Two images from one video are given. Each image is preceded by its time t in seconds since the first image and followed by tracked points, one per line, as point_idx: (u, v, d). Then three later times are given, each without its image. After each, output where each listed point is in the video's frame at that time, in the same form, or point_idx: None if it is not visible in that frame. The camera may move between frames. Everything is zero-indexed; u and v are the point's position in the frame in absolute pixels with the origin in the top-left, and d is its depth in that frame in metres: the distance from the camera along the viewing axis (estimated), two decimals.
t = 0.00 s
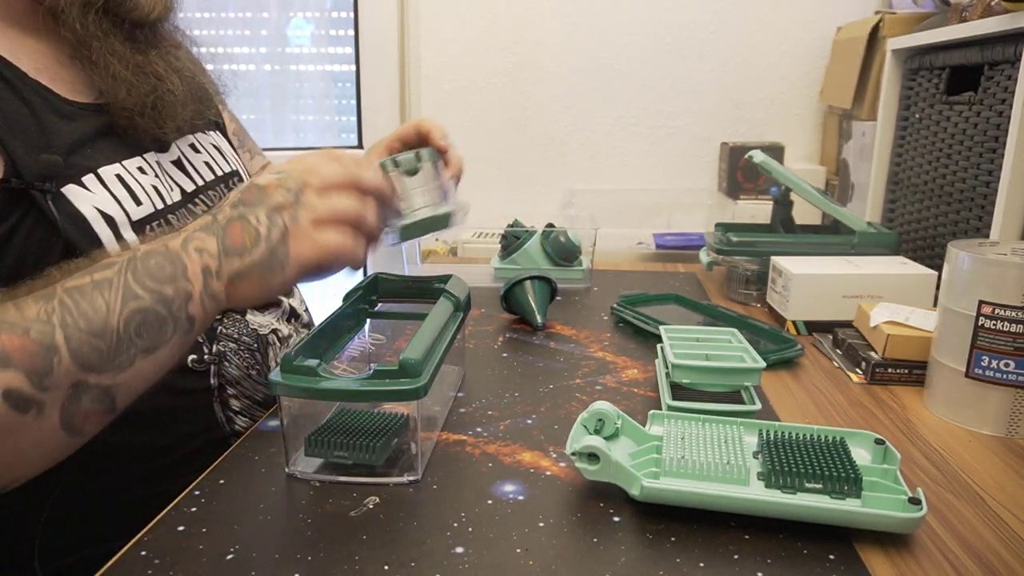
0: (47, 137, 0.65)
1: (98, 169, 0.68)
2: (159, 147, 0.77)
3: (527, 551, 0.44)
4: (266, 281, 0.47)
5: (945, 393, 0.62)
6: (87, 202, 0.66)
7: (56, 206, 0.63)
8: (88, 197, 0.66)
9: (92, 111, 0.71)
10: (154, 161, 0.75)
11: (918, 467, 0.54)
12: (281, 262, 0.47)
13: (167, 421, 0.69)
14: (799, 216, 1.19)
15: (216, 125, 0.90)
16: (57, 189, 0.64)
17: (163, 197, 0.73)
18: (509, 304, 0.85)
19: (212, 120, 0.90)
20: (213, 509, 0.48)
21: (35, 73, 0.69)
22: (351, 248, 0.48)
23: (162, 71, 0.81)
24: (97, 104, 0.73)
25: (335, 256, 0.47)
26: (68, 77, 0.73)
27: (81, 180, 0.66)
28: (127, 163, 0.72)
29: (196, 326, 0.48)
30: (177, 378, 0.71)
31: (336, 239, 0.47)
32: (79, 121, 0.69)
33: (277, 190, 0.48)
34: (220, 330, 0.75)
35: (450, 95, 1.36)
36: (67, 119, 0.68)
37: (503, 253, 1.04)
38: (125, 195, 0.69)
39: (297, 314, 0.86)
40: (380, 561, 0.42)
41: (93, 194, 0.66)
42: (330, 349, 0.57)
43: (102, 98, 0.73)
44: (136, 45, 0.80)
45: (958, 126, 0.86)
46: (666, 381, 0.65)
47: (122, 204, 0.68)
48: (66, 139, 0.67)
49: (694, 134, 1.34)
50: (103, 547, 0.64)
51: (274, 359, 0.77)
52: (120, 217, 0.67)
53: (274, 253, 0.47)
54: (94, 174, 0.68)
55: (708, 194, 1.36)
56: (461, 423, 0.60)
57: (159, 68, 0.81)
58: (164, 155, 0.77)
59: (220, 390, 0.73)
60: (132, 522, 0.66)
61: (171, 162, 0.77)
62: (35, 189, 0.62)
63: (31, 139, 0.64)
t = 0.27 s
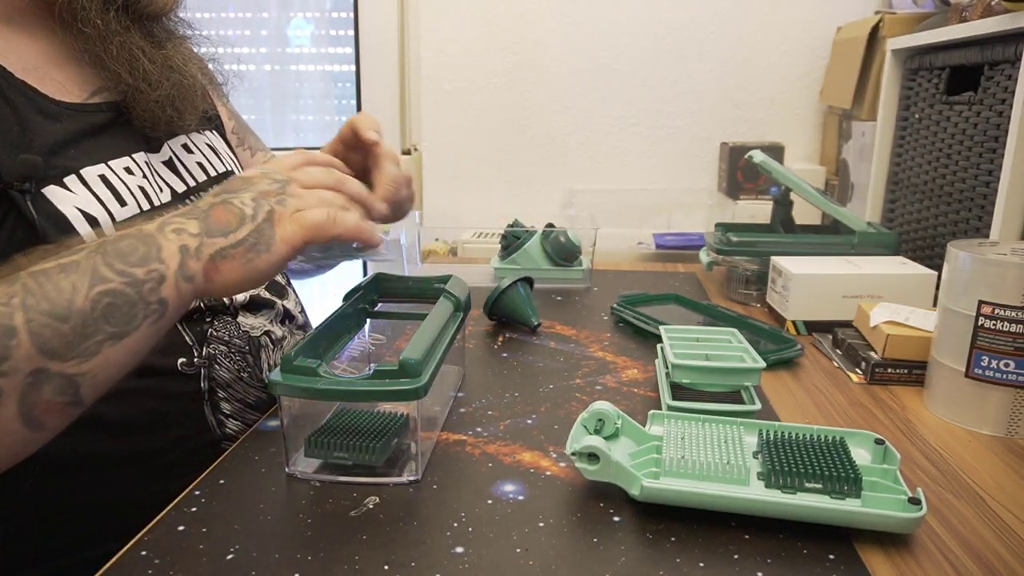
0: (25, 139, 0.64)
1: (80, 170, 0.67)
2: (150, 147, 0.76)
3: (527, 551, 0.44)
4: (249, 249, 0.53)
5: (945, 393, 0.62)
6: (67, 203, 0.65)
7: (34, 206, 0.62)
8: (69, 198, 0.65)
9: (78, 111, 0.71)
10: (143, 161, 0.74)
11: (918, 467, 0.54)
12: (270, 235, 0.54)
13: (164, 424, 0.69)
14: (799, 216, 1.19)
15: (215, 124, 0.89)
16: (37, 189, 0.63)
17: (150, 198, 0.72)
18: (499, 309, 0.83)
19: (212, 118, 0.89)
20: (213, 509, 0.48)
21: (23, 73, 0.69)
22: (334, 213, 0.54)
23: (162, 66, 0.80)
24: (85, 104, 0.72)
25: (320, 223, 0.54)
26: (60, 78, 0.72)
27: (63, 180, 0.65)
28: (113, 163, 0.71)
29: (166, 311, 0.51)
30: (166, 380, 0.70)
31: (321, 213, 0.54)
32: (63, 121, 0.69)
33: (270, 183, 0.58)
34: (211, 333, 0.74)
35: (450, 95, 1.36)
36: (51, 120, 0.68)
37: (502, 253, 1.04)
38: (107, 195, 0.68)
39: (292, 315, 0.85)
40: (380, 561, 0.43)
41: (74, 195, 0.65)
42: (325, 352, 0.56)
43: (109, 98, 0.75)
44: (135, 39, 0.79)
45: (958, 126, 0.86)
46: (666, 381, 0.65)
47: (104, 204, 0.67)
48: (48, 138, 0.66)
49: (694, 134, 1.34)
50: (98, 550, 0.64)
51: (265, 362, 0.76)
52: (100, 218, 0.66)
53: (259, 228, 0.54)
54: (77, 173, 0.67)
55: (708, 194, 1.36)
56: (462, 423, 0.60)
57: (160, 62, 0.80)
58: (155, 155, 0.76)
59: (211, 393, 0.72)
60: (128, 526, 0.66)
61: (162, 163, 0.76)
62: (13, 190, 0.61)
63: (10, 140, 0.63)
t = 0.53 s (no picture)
0: (16, 148, 0.64)
1: (74, 176, 0.67)
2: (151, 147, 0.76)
3: (527, 551, 0.44)
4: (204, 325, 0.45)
5: (945, 393, 0.62)
6: (59, 210, 0.64)
7: (25, 216, 0.62)
8: (62, 205, 0.64)
9: (74, 114, 0.70)
10: (140, 163, 0.73)
11: (918, 467, 0.54)
12: (221, 306, 0.44)
13: (165, 426, 0.69)
14: (799, 216, 1.19)
15: (218, 123, 0.89)
16: (27, 199, 0.63)
17: (146, 201, 0.71)
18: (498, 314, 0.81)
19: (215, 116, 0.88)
20: (213, 509, 0.48)
21: (18, 77, 0.69)
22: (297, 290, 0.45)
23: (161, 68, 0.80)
24: (81, 107, 0.71)
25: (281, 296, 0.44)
26: (59, 82, 0.72)
27: (55, 188, 0.65)
28: (107, 167, 0.70)
29: (117, 374, 0.46)
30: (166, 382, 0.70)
31: (278, 285, 0.44)
32: (57, 125, 0.68)
33: (218, 226, 0.46)
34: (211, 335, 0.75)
35: (450, 95, 1.36)
36: (43, 125, 0.67)
37: (502, 253, 1.04)
38: (101, 201, 0.67)
39: (294, 318, 0.85)
40: (380, 561, 0.42)
41: (66, 201, 0.65)
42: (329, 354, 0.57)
43: (105, 100, 0.74)
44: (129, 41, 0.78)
45: (958, 126, 0.86)
46: (666, 381, 0.65)
47: (97, 210, 0.66)
48: (40, 144, 0.66)
49: (694, 134, 1.34)
50: (97, 553, 0.64)
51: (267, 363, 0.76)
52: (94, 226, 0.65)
53: (208, 299, 0.44)
54: (69, 180, 0.66)
55: (708, 194, 1.36)
56: (462, 423, 0.60)
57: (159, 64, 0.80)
58: (155, 156, 0.75)
59: (213, 396, 0.72)
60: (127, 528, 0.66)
61: (163, 163, 0.75)
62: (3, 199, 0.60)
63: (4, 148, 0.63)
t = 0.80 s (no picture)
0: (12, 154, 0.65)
1: (69, 181, 0.66)
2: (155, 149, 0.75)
3: (527, 552, 0.44)
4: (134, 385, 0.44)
5: (945, 393, 0.62)
6: (53, 216, 0.64)
7: (18, 223, 0.62)
8: (58, 211, 0.64)
9: (75, 117, 0.70)
10: (140, 166, 0.72)
11: (919, 468, 0.54)
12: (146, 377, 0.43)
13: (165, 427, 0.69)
14: (799, 216, 1.19)
15: (223, 127, 0.89)
16: (22, 206, 0.63)
17: (146, 204, 0.70)
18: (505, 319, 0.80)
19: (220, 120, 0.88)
20: (213, 509, 0.48)
21: (18, 80, 0.68)
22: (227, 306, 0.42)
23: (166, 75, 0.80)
24: (81, 109, 0.71)
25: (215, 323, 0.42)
26: (62, 85, 0.72)
27: (50, 194, 0.65)
28: (105, 171, 0.69)
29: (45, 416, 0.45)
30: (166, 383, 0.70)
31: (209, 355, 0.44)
32: (56, 129, 0.68)
33: (75, 314, 0.41)
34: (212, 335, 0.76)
35: (450, 95, 1.36)
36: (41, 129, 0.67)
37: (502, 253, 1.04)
38: (96, 205, 0.66)
39: (298, 321, 0.86)
40: (379, 561, 0.42)
41: (62, 207, 0.64)
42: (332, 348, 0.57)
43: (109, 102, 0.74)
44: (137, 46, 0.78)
45: (958, 126, 0.86)
46: (666, 381, 0.65)
47: (93, 216, 0.66)
48: (35, 150, 0.66)
49: (694, 134, 1.34)
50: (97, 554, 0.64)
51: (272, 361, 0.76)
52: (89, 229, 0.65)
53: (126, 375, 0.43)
54: (65, 185, 0.66)
55: (708, 194, 1.36)
56: (462, 423, 0.60)
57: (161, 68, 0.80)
58: (157, 159, 0.75)
59: (215, 397, 0.73)
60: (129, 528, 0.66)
61: (165, 165, 0.75)
62: None
63: None
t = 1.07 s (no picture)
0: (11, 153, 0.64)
1: (69, 179, 0.66)
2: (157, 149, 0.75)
3: (527, 552, 0.44)
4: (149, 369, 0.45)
5: (945, 393, 0.62)
6: (53, 214, 0.64)
7: (18, 219, 0.62)
8: (58, 209, 0.64)
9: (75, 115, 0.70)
10: (140, 165, 0.73)
11: (919, 468, 0.54)
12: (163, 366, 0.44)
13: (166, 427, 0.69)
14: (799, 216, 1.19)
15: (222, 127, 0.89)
16: (21, 202, 0.63)
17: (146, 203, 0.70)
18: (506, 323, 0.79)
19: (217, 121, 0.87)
20: (213, 509, 0.48)
21: (18, 77, 0.68)
22: (234, 296, 0.41)
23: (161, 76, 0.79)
24: (82, 108, 0.71)
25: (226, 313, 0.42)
26: (60, 83, 0.72)
27: (51, 191, 0.65)
28: (105, 170, 0.69)
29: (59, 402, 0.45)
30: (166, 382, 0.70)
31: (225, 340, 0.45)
32: (55, 127, 0.68)
33: (80, 308, 0.41)
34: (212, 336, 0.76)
35: (450, 95, 1.36)
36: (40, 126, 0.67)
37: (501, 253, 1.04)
38: (96, 204, 0.66)
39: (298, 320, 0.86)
40: (379, 562, 0.42)
41: (62, 205, 0.64)
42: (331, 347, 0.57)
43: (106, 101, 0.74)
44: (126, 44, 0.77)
45: (958, 126, 0.86)
46: (666, 381, 0.65)
47: (93, 214, 0.66)
48: (35, 148, 0.66)
49: (694, 134, 1.34)
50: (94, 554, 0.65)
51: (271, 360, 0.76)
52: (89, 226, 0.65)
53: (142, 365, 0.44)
54: (65, 183, 0.66)
55: (708, 194, 1.35)
56: (462, 423, 0.60)
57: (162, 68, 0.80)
58: (157, 159, 0.75)
59: (215, 397, 0.73)
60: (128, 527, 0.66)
61: (165, 165, 0.75)
62: None
63: None
